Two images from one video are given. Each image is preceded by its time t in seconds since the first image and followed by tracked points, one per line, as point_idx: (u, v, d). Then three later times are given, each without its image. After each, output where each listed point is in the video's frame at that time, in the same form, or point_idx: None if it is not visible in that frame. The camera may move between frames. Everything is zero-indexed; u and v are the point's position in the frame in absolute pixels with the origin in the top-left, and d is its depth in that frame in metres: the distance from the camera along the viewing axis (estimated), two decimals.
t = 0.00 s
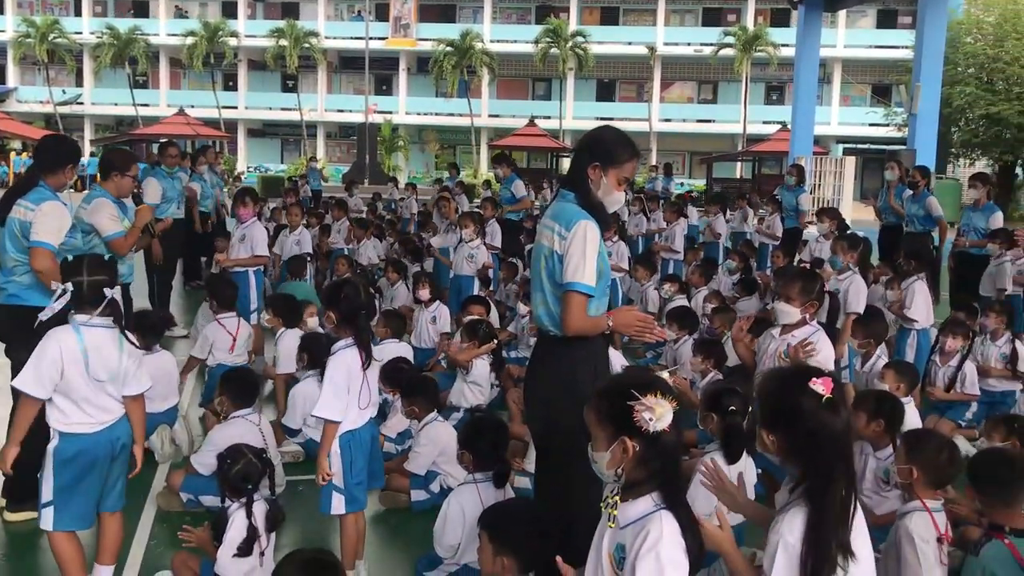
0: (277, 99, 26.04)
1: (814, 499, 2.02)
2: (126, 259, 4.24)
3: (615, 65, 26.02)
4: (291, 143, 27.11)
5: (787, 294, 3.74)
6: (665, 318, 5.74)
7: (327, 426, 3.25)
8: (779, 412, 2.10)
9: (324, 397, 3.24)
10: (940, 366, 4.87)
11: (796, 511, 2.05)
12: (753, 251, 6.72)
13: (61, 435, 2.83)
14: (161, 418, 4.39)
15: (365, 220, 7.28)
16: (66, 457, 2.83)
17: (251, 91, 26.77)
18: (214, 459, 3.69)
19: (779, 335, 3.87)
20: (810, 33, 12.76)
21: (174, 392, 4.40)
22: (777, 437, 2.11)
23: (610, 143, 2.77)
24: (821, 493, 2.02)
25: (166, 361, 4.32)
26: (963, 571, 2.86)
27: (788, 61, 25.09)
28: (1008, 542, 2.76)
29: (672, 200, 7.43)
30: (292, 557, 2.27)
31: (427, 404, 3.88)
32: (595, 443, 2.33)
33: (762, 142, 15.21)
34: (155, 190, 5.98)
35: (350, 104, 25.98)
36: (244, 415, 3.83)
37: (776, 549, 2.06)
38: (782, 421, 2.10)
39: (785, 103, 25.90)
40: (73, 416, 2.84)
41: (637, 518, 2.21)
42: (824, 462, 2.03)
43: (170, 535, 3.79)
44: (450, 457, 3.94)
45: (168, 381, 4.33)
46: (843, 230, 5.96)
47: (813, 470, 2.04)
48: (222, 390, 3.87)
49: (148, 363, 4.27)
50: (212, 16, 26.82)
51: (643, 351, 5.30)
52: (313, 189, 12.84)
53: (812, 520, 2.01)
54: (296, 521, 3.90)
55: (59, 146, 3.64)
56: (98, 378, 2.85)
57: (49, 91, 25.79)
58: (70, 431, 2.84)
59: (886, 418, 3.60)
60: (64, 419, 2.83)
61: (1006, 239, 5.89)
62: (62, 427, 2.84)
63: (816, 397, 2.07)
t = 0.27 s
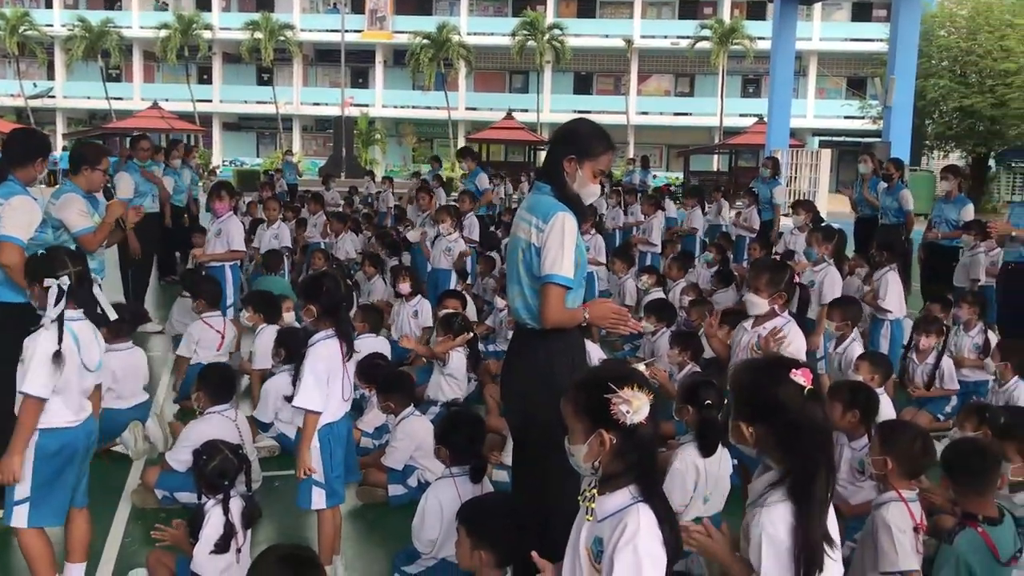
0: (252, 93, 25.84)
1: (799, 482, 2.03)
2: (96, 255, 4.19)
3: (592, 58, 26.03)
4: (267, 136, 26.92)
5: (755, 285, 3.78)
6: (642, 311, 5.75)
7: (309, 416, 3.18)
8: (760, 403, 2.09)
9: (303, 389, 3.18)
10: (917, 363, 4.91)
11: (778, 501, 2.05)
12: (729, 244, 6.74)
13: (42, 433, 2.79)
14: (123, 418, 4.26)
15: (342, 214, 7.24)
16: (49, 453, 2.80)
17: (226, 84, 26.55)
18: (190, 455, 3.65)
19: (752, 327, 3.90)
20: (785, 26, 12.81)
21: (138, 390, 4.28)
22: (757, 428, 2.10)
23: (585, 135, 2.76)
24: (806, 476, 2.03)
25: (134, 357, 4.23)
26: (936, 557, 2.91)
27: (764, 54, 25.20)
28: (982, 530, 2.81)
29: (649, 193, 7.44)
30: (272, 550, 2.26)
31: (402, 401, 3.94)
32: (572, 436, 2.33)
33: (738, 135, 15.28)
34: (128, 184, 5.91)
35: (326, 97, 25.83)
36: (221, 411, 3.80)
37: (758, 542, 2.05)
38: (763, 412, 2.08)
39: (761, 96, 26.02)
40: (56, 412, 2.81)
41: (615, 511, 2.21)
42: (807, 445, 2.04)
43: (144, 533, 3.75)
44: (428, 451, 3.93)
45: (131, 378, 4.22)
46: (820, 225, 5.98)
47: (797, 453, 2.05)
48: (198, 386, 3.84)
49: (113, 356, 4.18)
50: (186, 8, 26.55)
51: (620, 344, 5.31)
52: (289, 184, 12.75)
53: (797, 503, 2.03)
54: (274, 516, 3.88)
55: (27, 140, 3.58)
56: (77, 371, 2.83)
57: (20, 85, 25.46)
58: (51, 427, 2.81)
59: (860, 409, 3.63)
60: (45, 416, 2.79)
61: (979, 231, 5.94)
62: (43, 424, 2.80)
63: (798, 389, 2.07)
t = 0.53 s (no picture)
0: (230, 86, 25.68)
1: (783, 469, 2.01)
2: (68, 249, 4.14)
3: (572, 51, 26.04)
4: (245, 130, 26.76)
5: (732, 276, 3.80)
6: (622, 304, 5.77)
7: (287, 407, 3.17)
8: (740, 392, 2.06)
9: (280, 381, 3.17)
10: (897, 367, 4.96)
11: (762, 490, 2.03)
12: (708, 237, 6.76)
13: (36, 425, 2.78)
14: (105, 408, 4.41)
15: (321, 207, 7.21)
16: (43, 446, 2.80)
17: (204, 77, 26.37)
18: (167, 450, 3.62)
19: (729, 320, 3.92)
20: (764, 21, 12.88)
21: (113, 380, 4.42)
22: (738, 418, 2.08)
23: (561, 127, 2.75)
24: (790, 462, 2.01)
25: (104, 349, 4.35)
26: (913, 546, 2.93)
27: (743, 47, 25.30)
28: (958, 519, 2.83)
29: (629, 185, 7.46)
30: (255, 544, 2.26)
31: (383, 394, 3.93)
32: (551, 428, 2.32)
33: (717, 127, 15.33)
34: (104, 178, 5.85)
35: (304, 90, 25.70)
36: (198, 406, 3.77)
37: (743, 533, 2.01)
38: (744, 401, 2.06)
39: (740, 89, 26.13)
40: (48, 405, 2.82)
41: (593, 503, 2.21)
42: (790, 431, 2.02)
43: (121, 531, 3.72)
44: (406, 445, 3.92)
45: (104, 370, 4.36)
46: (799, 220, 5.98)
47: (780, 441, 2.03)
48: (176, 381, 3.81)
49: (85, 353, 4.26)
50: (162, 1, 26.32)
51: (600, 337, 5.31)
52: (266, 178, 12.67)
53: (781, 491, 2.01)
54: (253, 510, 3.87)
55: None
56: (66, 362, 2.85)
57: None
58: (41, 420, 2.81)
59: (838, 400, 3.65)
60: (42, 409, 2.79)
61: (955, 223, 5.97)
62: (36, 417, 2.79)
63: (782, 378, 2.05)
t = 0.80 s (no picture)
0: (211, 80, 25.52)
1: (769, 459, 2.02)
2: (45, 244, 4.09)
3: (554, 45, 26.04)
4: (227, 124, 26.61)
5: (714, 269, 3.81)
6: (604, 298, 5.78)
7: (270, 402, 3.17)
8: (726, 383, 2.04)
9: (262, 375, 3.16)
10: (885, 358, 4.98)
11: (748, 480, 2.02)
12: (690, 231, 6.78)
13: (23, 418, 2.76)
14: (103, 408, 4.35)
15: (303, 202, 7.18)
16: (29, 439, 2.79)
17: (184, 71, 26.18)
18: (148, 446, 3.60)
19: (713, 312, 4.00)
20: (745, 15, 12.91)
21: (108, 378, 4.35)
22: (724, 409, 2.07)
23: (539, 120, 2.75)
24: (776, 452, 2.02)
25: (91, 349, 4.27)
26: (894, 536, 2.95)
27: (725, 41, 25.37)
28: (937, 509, 2.85)
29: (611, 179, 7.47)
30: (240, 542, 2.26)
31: (365, 388, 3.92)
32: (532, 421, 2.31)
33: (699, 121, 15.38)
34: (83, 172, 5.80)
35: (286, 84, 25.57)
36: (179, 402, 3.74)
37: (728, 524, 2.00)
38: (731, 392, 2.04)
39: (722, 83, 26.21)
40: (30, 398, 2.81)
41: (574, 496, 2.21)
42: (776, 422, 2.03)
43: (101, 527, 3.70)
44: (389, 440, 3.91)
45: (96, 370, 4.28)
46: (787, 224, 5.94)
47: (766, 432, 2.03)
48: (156, 377, 3.78)
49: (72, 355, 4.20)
50: None
51: (582, 331, 5.32)
52: (247, 173, 12.61)
53: (767, 479, 2.01)
54: (234, 506, 3.85)
55: None
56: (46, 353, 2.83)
57: None
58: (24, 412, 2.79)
59: (819, 392, 3.68)
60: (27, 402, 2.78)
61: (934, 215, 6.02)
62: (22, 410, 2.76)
63: (767, 368, 2.05)
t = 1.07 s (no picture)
0: (194, 74, 25.37)
1: (755, 448, 2.03)
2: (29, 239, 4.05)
3: (539, 39, 26.00)
4: (210, 118, 26.46)
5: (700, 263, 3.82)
6: (589, 292, 5.78)
7: (256, 398, 3.15)
8: (713, 375, 2.05)
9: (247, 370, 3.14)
10: (880, 347, 5.00)
11: (734, 468, 2.03)
12: (675, 225, 6.80)
13: None
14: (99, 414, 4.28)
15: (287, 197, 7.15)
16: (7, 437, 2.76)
17: (167, 65, 26.01)
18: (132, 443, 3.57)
19: (699, 305, 4.02)
20: (730, 9, 12.92)
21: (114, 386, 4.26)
22: (713, 400, 2.07)
23: (520, 113, 2.75)
24: (763, 441, 2.03)
25: (101, 354, 4.18)
26: (878, 527, 2.97)
27: (710, 35, 25.40)
28: (921, 500, 2.87)
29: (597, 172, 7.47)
30: (228, 539, 2.25)
31: (351, 382, 3.92)
32: (516, 415, 2.31)
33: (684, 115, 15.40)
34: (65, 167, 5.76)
35: (270, 78, 25.44)
36: (163, 398, 3.72)
37: (715, 513, 2.00)
38: (718, 381, 2.05)
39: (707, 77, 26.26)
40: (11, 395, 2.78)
41: (558, 490, 2.20)
42: (762, 411, 2.04)
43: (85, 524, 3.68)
44: (374, 435, 3.91)
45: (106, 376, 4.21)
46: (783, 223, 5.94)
47: (751, 420, 2.05)
48: (140, 373, 3.76)
49: (81, 360, 4.11)
50: None
51: (568, 325, 5.32)
52: (231, 168, 12.55)
53: (754, 468, 2.02)
54: (219, 502, 3.84)
55: None
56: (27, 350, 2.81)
57: None
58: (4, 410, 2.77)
59: (805, 385, 3.69)
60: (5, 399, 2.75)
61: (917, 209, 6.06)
62: None
63: (753, 359, 2.06)
